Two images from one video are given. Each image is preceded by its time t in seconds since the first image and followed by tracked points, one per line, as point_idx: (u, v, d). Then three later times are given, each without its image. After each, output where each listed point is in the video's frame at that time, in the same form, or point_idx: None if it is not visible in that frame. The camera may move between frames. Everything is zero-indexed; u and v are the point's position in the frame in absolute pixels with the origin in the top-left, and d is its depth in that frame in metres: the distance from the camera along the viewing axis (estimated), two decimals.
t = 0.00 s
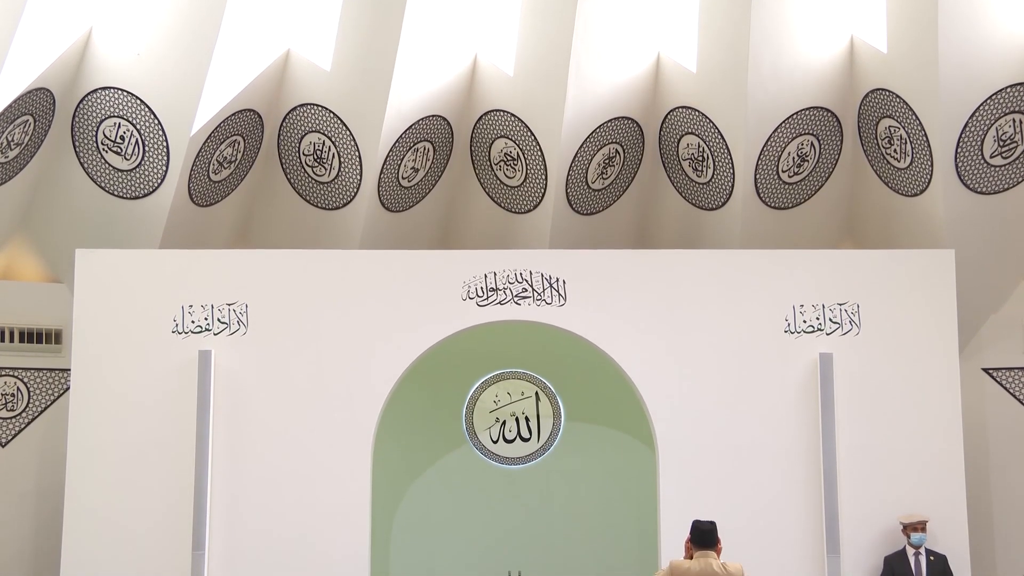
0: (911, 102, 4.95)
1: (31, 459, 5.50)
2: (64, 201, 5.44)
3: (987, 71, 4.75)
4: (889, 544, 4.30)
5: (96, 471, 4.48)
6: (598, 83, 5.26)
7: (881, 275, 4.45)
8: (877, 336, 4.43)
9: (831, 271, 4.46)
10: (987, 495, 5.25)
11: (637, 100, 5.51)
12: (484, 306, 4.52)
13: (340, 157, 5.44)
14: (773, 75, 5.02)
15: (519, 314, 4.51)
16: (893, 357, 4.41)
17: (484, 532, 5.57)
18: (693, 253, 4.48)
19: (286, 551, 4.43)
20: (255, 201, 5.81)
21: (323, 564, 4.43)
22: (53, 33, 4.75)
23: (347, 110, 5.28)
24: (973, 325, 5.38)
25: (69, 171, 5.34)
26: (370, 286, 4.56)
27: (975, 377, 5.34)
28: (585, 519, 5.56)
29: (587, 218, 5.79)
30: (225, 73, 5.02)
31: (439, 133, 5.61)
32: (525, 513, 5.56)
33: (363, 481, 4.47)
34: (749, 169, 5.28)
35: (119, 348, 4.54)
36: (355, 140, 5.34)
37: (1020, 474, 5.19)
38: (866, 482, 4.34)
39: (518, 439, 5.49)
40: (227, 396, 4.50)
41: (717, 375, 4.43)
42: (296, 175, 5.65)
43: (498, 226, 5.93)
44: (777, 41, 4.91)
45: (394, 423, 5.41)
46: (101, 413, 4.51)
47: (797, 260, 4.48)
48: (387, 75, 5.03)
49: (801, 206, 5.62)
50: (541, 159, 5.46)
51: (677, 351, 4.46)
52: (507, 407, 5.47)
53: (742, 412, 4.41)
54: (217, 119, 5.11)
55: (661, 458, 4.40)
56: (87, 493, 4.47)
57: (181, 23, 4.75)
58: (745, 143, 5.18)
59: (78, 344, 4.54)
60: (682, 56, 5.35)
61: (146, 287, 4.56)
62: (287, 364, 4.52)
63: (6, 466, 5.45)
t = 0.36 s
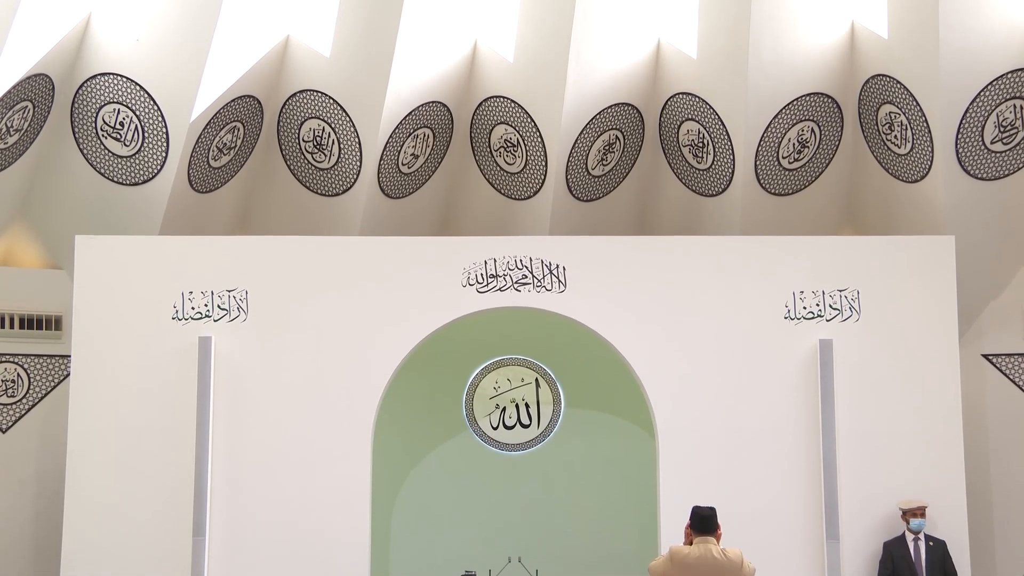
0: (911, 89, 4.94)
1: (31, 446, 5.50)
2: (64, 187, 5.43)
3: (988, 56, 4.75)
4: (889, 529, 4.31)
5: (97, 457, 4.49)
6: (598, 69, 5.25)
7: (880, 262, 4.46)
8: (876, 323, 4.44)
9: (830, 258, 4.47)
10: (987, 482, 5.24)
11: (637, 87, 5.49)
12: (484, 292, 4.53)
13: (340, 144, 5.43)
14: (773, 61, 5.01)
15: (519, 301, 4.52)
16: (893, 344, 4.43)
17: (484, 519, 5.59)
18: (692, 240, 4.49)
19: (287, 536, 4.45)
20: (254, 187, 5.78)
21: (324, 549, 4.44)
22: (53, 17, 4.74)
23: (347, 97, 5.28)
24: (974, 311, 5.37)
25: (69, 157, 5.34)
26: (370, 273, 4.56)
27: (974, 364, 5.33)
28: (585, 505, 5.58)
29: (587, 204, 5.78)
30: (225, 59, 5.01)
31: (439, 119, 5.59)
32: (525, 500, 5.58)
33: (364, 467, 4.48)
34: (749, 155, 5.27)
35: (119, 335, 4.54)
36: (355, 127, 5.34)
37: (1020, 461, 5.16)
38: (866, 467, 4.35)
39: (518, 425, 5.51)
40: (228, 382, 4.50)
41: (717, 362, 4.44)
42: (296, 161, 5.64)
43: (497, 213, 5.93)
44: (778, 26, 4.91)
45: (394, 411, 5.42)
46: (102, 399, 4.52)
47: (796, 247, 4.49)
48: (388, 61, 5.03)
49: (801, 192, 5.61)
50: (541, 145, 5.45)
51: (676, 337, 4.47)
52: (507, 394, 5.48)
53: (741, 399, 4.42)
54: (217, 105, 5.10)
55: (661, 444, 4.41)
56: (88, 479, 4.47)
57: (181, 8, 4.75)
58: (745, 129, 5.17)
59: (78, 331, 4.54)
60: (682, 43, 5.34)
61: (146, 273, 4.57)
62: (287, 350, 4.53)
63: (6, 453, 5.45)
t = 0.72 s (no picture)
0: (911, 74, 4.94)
1: (31, 433, 5.50)
2: (63, 173, 5.42)
3: (989, 41, 4.74)
4: (888, 514, 4.33)
5: (98, 443, 4.50)
6: (598, 54, 5.24)
7: (880, 248, 4.47)
8: (875, 309, 4.45)
9: (830, 244, 4.48)
10: (986, 468, 5.25)
11: (637, 72, 5.47)
12: (484, 279, 4.53)
13: (340, 129, 5.42)
14: (773, 45, 5.00)
15: (519, 287, 4.52)
16: (892, 329, 4.44)
17: (483, 504, 5.60)
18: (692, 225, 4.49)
19: (288, 521, 4.46)
20: (254, 174, 5.77)
21: (325, 534, 4.45)
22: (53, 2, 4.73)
23: (347, 82, 5.26)
24: (974, 297, 5.37)
25: (68, 143, 5.33)
26: (370, 259, 4.56)
27: (974, 349, 5.34)
28: (585, 491, 5.60)
29: (587, 190, 5.77)
30: (224, 44, 5.00)
31: (439, 105, 5.58)
32: (526, 485, 5.59)
33: (364, 452, 4.49)
34: (749, 141, 5.27)
35: (120, 320, 4.54)
36: (355, 112, 5.33)
37: (1019, 446, 5.18)
38: (865, 452, 4.37)
39: (518, 411, 5.53)
40: (228, 368, 4.51)
41: (718, 347, 4.45)
42: (296, 147, 5.63)
43: (497, 198, 5.92)
44: (778, 11, 4.90)
45: (394, 396, 5.45)
46: (102, 385, 4.52)
47: (796, 233, 4.49)
48: (388, 45, 5.02)
49: (801, 178, 5.61)
50: (541, 131, 5.44)
51: (676, 323, 4.48)
52: (507, 379, 5.50)
53: (741, 384, 4.43)
54: (217, 91, 5.10)
55: (661, 429, 4.42)
56: (90, 464, 4.48)
57: None
58: (745, 115, 5.16)
59: (78, 317, 4.54)
60: (683, 28, 5.31)
61: (146, 259, 4.57)
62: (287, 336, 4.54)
63: (7, 439, 5.46)
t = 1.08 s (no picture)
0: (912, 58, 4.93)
1: (31, 418, 5.51)
2: (62, 158, 5.42)
3: (990, 25, 4.73)
4: (887, 498, 4.34)
5: (98, 428, 4.50)
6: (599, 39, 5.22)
7: (879, 233, 4.48)
8: (874, 294, 4.45)
9: (829, 230, 4.49)
10: (985, 453, 5.26)
11: (637, 57, 5.45)
12: (484, 265, 4.53)
13: (340, 114, 5.42)
14: (774, 29, 4.99)
15: (519, 272, 4.52)
16: (891, 314, 4.45)
17: (483, 489, 5.61)
18: (692, 210, 4.50)
19: (289, 505, 4.47)
20: (253, 159, 5.76)
21: (326, 519, 4.47)
22: None
23: (347, 66, 5.25)
24: (974, 282, 5.37)
25: (67, 128, 5.31)
26: (370, 244, 4.56)
27: (974, 334, 5.35)
28: (585, 475, 5.61)
29: (587, 175, 5.77)
30: (223, 29, 4.99)
31: (439, 91, 5.56)
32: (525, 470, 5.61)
33: (365, 436, 4.51)
34: (749, 125, 5.27)
35: (120, 305, 4.54)
36: (355, 98, 5.33)
37: (1019, 431, 5.19)
38: (864, 436, 4.38)
39: (518, 397, 5.56)
40: (227, 354, 4.52)
41: (717, 332, 4.46)
42: (296, 133, 5.62)
43: (497, 184, 5.91)
44: None
45: (394, 380, 5.47)
46: (102, 370, 4.52)
47: (795, 219, 4.50)
48: (388, 29, 5.00)
49: (801, 163, 5.60)
50: (542, 115, 5.44)
51: (675, 308, 4.48)
52: (507, 364, 5.53)
53: (740, 369, 4.45)
54: (217, 74, 5.08)
55: (661, 413, 4.43)
56: (91, 449, 4.49)
57: None
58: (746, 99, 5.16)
59: (79, 302, 4.55)
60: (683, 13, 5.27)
61: (146, 244, 4.56)
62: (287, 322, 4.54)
63: (7, 423, 5.47)
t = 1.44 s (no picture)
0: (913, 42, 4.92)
1: (31, 403, 5.51)
2: (62, 142, 5.40)
3: (991, 9, 4.72)
4: (886, 482, 4.36)
5: (99, 413, 4.51)
6: (598, 24, 5.20)
7: (879, 218, 4.47)
8: (874, 279, 4.46)
9: (829, 214, 4.49)
10: (985, 437, 5.27)
11: (637, 42, 5.42)
12: (484, 249, 4.54)
13: (340, 99, 5.41)
14: (774, 14, 4.98)
15: (519, 257, 4.53)
16: (890, 299, 4.45)
17: (483, 473, 5.63)
18: (692, 196, 4.50)
19: (290, 490, 4.49)
20: (253, 144, 5.76)
21: (327, 503, 4.48)
22: None
23: (346, 50, 5.23)
24: (974, 266, 5.37)
25: (65, 113, 5.29)
26: (370, 229, 4.56)
27: (974, 319, 5.34)
28: (585, 460, 5.63)
29: (587, 160, 5.76)
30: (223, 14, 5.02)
31: (439, 76, 5.54)
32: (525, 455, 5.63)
33: (365, 421, 4.52)
34: (749, 110, 5.26)
35: (120, 290, 4.54)
36: (354, 83, 5.31)
37: (1018, 416, 5.19)
38: (862, 421, 4.40)
39: (518, 380, 5.57)
40: (227, 338, 4.53)
41: (717, 316, 4.47)
42: (295, 117, 5.60)
43: (497, 168, 5.90)
44: None
45: (393, 366, 5.48)
46: (103, 355, 4.53)
47: (795, 204, 4.50)
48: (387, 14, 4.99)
49: (801, 148, 5.59)
50: (541, 100, 5.43)
51: (675, 293, 4.49)
52: (507, 349, 5.54)
53: (740, 353, 4.46)
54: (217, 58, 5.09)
55: (660, 397, 4.44)
56: (92, 433, 4.50)
57: None
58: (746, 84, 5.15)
59: (79, 287, 4.54)
60: None
61: (145, 229, 4.56)
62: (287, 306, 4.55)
63: (8, 408, 5.47)
